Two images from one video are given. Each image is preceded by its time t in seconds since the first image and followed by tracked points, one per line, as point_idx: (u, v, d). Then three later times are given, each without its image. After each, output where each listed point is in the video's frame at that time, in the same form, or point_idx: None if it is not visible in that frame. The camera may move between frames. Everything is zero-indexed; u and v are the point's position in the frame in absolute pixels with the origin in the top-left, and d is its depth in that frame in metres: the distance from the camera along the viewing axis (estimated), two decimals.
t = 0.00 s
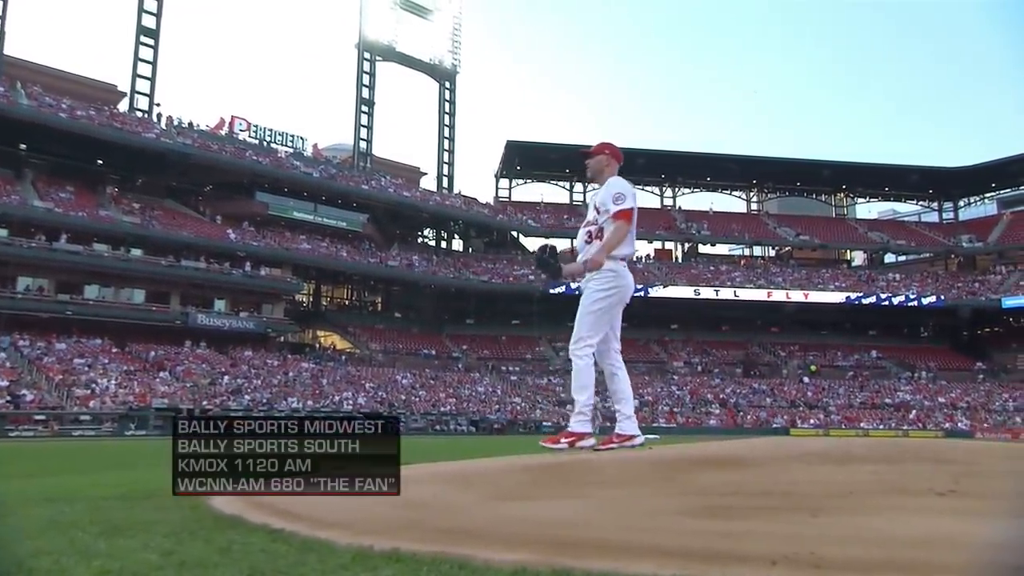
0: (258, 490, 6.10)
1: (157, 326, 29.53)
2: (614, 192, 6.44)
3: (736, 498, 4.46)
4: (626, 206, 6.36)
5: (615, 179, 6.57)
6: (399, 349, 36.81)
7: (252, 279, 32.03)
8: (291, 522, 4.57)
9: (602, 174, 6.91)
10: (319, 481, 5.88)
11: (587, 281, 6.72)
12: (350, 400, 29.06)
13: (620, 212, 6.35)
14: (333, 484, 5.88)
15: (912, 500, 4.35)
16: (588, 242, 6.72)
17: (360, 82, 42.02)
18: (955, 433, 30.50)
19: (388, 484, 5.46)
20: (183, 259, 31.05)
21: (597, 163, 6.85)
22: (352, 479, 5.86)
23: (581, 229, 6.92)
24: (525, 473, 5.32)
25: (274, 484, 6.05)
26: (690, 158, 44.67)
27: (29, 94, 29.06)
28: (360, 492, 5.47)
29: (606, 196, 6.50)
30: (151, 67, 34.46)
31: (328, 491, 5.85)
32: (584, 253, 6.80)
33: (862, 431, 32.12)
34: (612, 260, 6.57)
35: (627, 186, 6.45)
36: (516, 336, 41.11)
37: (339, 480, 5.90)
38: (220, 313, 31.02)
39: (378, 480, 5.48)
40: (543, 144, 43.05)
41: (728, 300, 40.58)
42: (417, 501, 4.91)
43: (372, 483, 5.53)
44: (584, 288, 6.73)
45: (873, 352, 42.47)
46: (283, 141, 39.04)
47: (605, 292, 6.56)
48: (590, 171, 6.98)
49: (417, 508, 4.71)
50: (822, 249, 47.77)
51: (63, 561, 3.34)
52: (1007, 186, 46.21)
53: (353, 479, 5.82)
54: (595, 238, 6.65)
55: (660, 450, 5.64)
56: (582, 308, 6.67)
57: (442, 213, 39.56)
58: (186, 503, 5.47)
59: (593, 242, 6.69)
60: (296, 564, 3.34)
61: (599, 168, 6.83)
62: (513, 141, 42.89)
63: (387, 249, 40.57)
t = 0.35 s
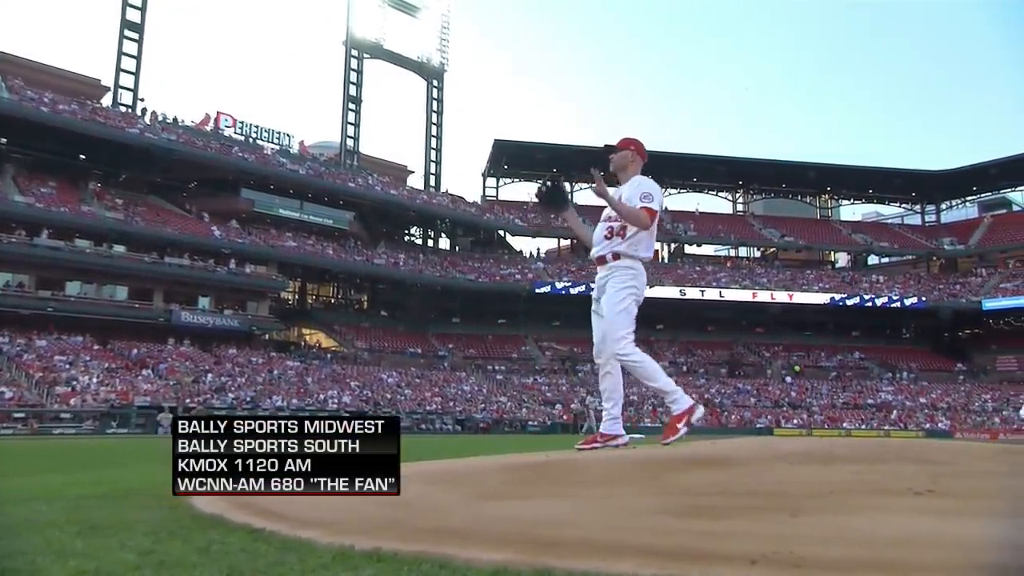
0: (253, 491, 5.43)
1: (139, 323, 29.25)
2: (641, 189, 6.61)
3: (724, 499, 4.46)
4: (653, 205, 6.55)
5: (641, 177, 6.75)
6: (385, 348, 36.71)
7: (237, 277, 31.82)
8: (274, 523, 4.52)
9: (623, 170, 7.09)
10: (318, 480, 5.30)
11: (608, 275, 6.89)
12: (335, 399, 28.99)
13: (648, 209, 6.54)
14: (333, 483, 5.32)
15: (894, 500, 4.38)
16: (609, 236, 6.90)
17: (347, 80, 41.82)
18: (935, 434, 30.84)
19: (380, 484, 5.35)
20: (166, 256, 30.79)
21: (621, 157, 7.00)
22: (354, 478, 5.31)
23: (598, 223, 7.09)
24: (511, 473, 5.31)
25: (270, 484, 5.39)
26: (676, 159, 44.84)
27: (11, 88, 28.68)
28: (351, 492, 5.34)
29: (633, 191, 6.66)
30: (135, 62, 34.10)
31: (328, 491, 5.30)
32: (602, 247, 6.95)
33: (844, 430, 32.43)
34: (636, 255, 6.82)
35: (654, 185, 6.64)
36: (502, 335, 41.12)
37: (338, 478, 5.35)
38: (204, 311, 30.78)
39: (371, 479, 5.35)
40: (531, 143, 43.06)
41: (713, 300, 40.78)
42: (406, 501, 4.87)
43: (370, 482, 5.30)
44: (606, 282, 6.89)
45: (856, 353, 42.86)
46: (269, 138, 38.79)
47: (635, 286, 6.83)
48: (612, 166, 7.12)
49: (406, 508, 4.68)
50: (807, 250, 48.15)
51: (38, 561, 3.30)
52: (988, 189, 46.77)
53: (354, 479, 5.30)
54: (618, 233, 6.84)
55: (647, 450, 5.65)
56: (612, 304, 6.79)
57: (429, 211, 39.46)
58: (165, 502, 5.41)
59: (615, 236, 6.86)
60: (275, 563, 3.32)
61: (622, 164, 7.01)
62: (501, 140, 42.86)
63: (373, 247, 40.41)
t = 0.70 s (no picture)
0: (253, 490, 5.49)
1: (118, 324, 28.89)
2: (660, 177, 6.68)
3: (704, 500, 4.48)
4: (667, 187, 6.54)
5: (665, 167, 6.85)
6: (368, 349, 36.52)
7: (219, 278, 31.53)
8: (249, 526, 4.48)
9: (652, 162, 7.14)
10: (318, 480, 5.40)
11: (638, 267, 6.98)
12: (317, 400, 28.86)
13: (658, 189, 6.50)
14: (334, 483, 5.43)
15: (869, 502, 4.43)
16: (636, 229, 7.06)
17: (331, 80, 41.61)
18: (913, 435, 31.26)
19: (380, 484, 5.38)
20: (146, 257, 30.49)
21: (646, 148, 7.11)
22: (354, 478, 5.38)
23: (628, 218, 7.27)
24: (494, 475, 5.31)
25: (270, 483, 5.45)
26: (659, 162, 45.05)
27: None
28: (351, 492, 5.44)
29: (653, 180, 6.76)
30: (115, 59, 33.67)
31: (329, 490, 5.42)
32: (630, 240, 7.10)
33: (824, 432, 32.76)
34: (666, 247, 6.88)
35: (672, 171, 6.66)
36: (485, 337, 41.08)
37: (338, 477, 5.44)
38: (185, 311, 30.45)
39: (371, 479, 5.39)
40: (515, 145, 43.07)
41: (696, 303, 40.99)
42: (388, 503, 4.86)
43: (370, 482, 5.35)
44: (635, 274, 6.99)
45: (836, 355, 43.29)
46: (251, 138, 38.48)
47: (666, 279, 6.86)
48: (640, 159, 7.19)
49: (386, 510, 4.67)
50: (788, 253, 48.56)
51: (5, 567, 3.24)
52: (965, 194, 47.43)
53: (354, 479, 5.37)
54: (643, 225, 6.98)
55: (628, 451, 5.66)
56: (643, 297, 6.85)
57: (413, 212, 39.33)
58: (141, 506, 5.35)
59: (641, 229, 7.01)
60: (248, 569, 3.28)
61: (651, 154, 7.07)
62: (485, 142, 42.82)
63: (356, 248, 40.19)
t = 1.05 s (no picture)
0: (253, 489, 5.56)
1: (83, 322, 28.28)
2: (677, 184, 6.64)
3: (666, 503, 4.51)
4: (690, 202, 6.55)
5: (675, 171, 6.78)
6: (340, 350, 36.17)
7: (189, 276, 31.06)
8: (209, 527, 4.43)
9: (657, 165, 7.13)
10: (319, 479, 5.51)
11: (641, 270, 6.95)
12: (287, 401, 28.58)
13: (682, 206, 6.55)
14: (334, 482, 5.51)
15: (829, 504, 4.49)
16: (641, 229, 6.96)
17: (306, 78, 41.24)
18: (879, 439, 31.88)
19: (380, 484, 5.37)
20: (113, 253, 29.93)
21: (653, 150, 7.05)
22: (353, 478, 5.44)
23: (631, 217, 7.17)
24: (468, 477, 5.31)
25: (270, 482, 5.53)
26: (634, 166, 45.36)
27: None
28: (352, 491, 5.48)
29: (668, 186, 6.72)
30: (84, 52, 33.00)
31: (329, 490, 5.52)
32: (635, 240, 7.02)
33: (793, 435, 33.23)
34: (670, 250, 6.81)
35: (690, 180, 6.65)
36: (459, 339, 40.96)
37: (338, 477, 5.51)
38: (151, 309, 29.76)
39: (370, 479, 5.40)
40: (491, 147, 43.06)
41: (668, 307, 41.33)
42: (353, 506, 4.83)
43: (369, 482, 5.38)
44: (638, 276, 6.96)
45: (805, 360, 43.94)
46: (224, 134, 37.96)
47: (667, 280, 6.83)
48: (646, 161, 7.13)
49: (345, 513, 4.61)
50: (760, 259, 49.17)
51: None
52: (931, 203, 48.48)
53: (354, 478, 5.42)
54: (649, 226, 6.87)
55: (595, 453, 5.65)
56: (644, 298, 6.86)
57: (388, 213, 39.10)
58: (100, 508, 5.25)
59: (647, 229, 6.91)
60: (206, 572, 3.22)
61: (658, 158, 7.04)
62: (461, 143, 42.74)
63: (329, 248, 39.84)
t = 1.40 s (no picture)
0: (253, 490, 5.37)
1: (39, 317, 27.50)
2: (678, 184, 6.65)
3: (625, 501, 4.53)
4: (693, 201, 6.55)
5: (670, 171, 6.78)
6: (306, 348, 35.71)
7: (150, 272, 30.42)
8: (161, 528, 4.33)
9: (643, 170, 6.99)
10: (318, 480, 5.28)
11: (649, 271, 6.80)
12: (251, 399, 28.17)
13: (690, 205, 6.55)
14: (333, 482, 5.30)
15: (783, 502, 4.53)
16: (647, 232, 6.87)
17: (273, 72, 40.66)
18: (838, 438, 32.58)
19: (380, 484, 5.17)
20: (71, 247, 29.18)
21: (635, 159, 6.94)
22: (353, 478, 5.25)
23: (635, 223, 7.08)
24: (432, 478, 5.26)
25: (270, 483, 5.33)
26: (603, 167, 45.65)
27: None
28: (351, 492, 5.28)
29: (670, 187, 6.71)
30: (42, 40, 32.07)
31: (328, 490, 5.30)
32: (642, 245, 6.92)
33: (756, 435, 33.77)
34: (676, 252, 6.71)
35: (689, 177, 6.68)
36: (426, 337, 40.74)
37: (338, 476, 5.31)
38: (112, 305, 29.18)
39: (370, 479, 5.19)
40: (461, 146, 42.94)
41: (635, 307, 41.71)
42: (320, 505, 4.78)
43: (369, 482, 5.19)
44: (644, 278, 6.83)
45: (768, 361, 44.66)
46: (188, 128, 37.24)
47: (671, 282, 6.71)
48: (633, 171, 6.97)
49: (300, 514, 4.52)
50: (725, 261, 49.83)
51: None
52: (890, 209, 49.66)
53: (354, 478, 5.23)
54: (656, 229, 6.79)
55: (565, 451, 5.60)
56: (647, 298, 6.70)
57: (355, 210, 38.76)
58: (48, 509, 5.09)
59: (653, 232, 6.82)
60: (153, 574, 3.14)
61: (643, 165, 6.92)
62: (430, 141, 42.55)
63: (296, 245, 39.33)
